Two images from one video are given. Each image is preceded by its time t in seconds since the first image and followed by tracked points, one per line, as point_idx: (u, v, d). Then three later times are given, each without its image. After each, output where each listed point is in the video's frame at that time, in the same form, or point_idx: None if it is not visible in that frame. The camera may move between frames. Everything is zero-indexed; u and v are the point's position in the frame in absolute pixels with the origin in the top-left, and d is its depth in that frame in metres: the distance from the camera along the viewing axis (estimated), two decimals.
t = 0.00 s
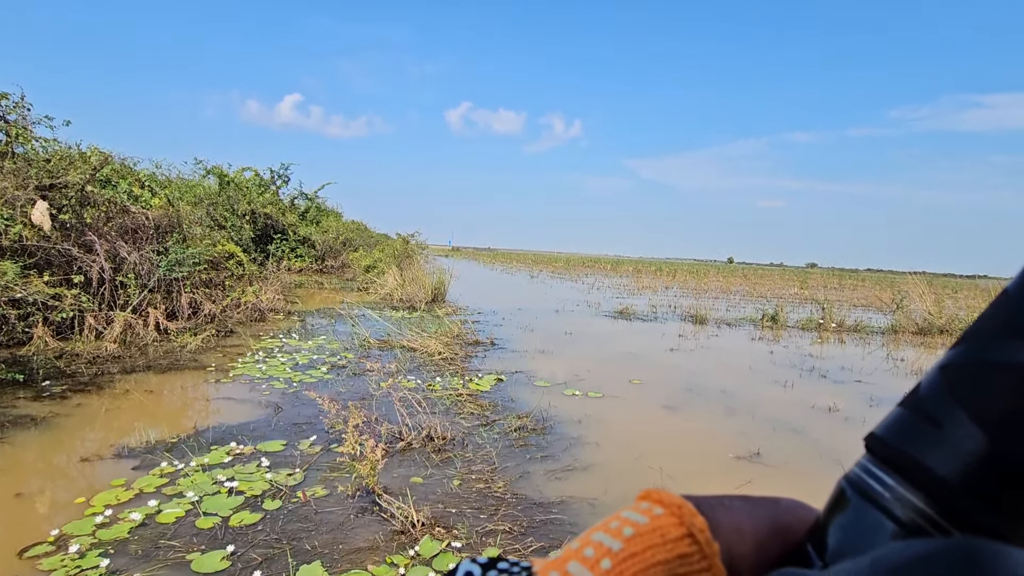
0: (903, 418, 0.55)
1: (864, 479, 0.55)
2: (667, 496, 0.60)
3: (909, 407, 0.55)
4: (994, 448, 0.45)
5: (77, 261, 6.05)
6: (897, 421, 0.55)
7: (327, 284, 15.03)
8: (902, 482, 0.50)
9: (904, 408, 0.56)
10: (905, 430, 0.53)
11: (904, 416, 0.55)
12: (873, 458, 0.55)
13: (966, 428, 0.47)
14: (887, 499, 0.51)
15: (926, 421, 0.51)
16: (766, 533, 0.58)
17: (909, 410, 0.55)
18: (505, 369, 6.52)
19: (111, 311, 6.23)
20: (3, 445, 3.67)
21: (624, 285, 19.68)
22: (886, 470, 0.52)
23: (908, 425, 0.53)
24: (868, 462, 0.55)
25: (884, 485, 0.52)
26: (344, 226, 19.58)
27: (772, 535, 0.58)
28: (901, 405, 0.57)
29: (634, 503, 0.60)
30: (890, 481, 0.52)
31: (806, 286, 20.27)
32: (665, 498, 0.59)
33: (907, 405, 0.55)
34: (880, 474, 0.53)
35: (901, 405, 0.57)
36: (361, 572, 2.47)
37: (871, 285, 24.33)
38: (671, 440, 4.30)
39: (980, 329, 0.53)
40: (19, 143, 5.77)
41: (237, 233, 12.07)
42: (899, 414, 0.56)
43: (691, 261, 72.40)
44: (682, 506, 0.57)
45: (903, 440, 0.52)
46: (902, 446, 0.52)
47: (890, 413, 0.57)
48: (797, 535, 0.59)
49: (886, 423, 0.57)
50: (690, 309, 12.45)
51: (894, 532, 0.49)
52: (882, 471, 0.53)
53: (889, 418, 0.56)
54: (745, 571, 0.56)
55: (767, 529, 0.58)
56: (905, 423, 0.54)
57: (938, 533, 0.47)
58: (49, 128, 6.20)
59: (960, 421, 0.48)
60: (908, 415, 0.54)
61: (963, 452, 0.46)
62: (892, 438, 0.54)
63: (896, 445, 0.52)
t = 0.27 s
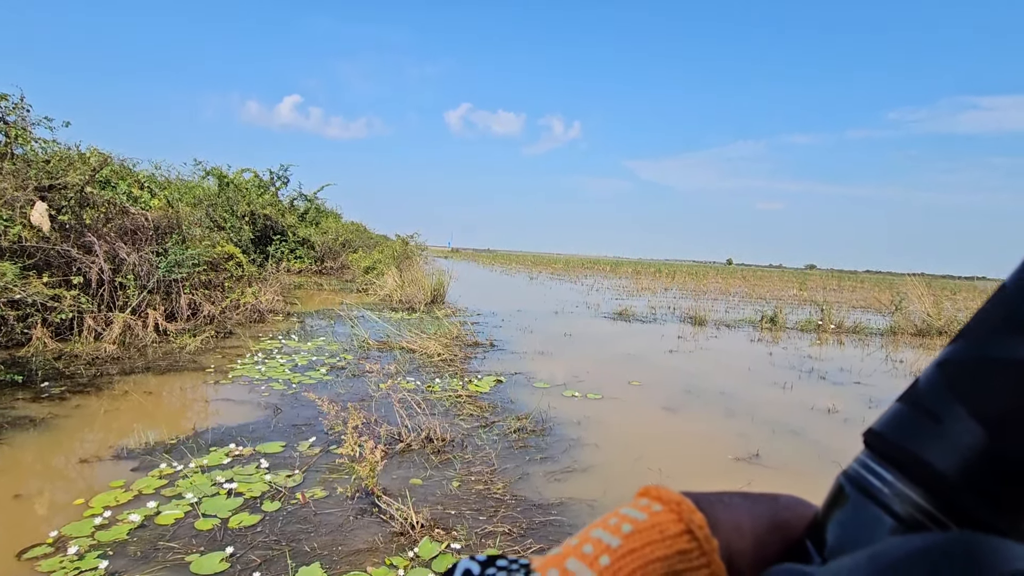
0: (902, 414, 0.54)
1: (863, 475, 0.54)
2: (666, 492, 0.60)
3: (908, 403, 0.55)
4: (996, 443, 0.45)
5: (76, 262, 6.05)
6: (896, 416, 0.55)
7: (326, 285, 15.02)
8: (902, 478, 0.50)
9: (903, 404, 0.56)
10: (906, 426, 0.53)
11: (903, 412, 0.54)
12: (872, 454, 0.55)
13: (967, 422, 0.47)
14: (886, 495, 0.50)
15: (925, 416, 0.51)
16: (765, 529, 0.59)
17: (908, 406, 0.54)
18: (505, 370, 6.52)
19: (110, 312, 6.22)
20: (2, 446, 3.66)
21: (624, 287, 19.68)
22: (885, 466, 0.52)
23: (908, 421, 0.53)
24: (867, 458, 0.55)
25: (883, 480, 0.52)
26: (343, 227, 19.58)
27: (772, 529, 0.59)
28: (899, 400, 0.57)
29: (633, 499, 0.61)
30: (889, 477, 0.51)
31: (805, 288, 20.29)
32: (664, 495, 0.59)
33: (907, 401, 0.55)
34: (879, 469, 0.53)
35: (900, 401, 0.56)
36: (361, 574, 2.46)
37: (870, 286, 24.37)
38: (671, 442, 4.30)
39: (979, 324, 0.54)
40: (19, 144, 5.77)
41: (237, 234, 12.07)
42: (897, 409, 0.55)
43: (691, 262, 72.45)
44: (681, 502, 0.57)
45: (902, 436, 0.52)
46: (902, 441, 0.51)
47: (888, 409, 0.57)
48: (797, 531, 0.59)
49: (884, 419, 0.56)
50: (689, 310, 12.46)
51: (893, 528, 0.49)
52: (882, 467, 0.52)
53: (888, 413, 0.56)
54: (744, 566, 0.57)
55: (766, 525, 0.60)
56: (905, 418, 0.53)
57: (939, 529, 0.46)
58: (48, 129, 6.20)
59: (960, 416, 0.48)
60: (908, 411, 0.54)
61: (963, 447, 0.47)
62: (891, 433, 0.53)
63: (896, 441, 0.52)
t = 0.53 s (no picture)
0: (913, 410, 0.54)
1: (873, 472, 0.54)
2: (670, 488, 0.61)
3: (921, 399, 0.54)
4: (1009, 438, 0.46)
5: (74, 263, 6.04)
6: (908, 412, 0.55)
7: (325, 286, 15.02)
8: (913, 475, 0.50)
9: (914, 400, 0.56)
10: (916, 421, 0.52)
11: (915, 408, 0.54)
12: (883, 450, 0.54)
13: (981, 418, 0.47)
14: (897, 492, 0.50)
15: (937, 411, 0.51)
16: (772, 525, 0.58)
17: (920, 401, 0.54)
18: (504, 371, 6.51)
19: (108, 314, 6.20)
20: None
21: (622, 288, 19.69)
22: (895, 462, 0.52)
23: (919, 416, 0.53)
24: (877, 455, 0.55)
25: (893, 477, 0.51)
26: (342, 229, 19.57)
27: (778, 526, 0.58)
28: (910, 397, 0.57)
29: (637, 495, 0.61)
30: (899, 473, 0.51)
31: (803, 289, 20.34)
32: (669, 491, 0.60)
33: (918, 397, 0.55)
34: (889, 465, 0.52)
35: (911, 397, 0.56)
36: None
37: (868, 288, 24.44)
38: (670, 443, 4.29)
39: (990, 320, 0.54)
40: (17, 145, 5.76)
41: (235, 236, 12.06)
42: (910, 405, 0.55)
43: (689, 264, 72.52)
44: (688, 499, 0.58)
45: (913, 431, 0.52)
46: (912, 437, 0.51)
47: (899, 405, 0.57)
48: (804, 529, 0.58)
49: (896, 415, 0.56)
50: (688, 312, 12.47)
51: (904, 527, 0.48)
52: (891, 463, 0.52)
53: (899, 409, 0.56)
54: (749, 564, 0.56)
55: (773, 522, 0.58)
56: (916, 413, 0.53)
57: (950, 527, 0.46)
58: (46, 130, 6.19)
59: (972, 410, 0.48)
60: (918, 406, 0.54)
61: (975, 443, 0.47)
62: (902, 429, 0.53)
63: (906, 436, 0.52)
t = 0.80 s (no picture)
0: (925, 401, 0.58)
1: (887, 462, 0.58)
2: (679, 479, 0.66)
3: (934, 390, 0.58)
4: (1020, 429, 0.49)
5: (72, 265, 6.04)
6: (921, 404, 0.58)
7: (323, 288, 14.98)
8: (927, 465, 0.53)
9: (927, 391, 0.59)
10: (930, 412, 0.56)
11: (928, 399, 0.57)
12: (896, 441, 0.58)
13: (995, 409, 0.51)
14: (911, 483, 0.54)
15: (951, 403, 0.55)
16: (782, 518, 0.62)
17: (933, 392, 0.58)
18: (502, 373, 6.51)
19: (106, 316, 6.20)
20: None
21: (621, 290, 19.66)
22: (910, 453, 0.55)
23: (932, 408, 0.56)
24: (891, 445, 0.58)
25: (906, 468, 0.55)
26: (340, 231, 19.52)
27: (789, 516, 0.62)
28: (923, 388, 0.60)
29: (646, 487, 0.66)
30: (913, 463, 0.55)
31: (801, 291, 20.33)
32: (677, 483, 0.64)
33: (931, 388, 0.58)
34: (903, 457, 0.56)
35: (924, 388, 0.60)
36: None
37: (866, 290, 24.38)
38: (669, 445, 4.30)
39: (1003, 313, 0.57)
40: (14, 146, 5.75)
41: (233, 237, 12.02)
42: (923, 396, 0.59)
43: (688, 265, 72.55)
44: (696, 491, 0.62)
45: (927, 422, 0.55)
46: (927, 428, 0.55)
47: (912, 397, 0.60)
48: (813, 521, 0.63)
49: (908, 406, 0.60)
50: (686, 314, 12.46)
51: (917, 516, 0.52)
52: (906, 453, 0.56)
53: (912, 401, 0.60)
54: (761, 553, 0.62)
55: (783, 515, 0.62)
56: (929, 405, 0.57)
57: (962, 515, 0.50)
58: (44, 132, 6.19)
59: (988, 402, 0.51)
60: (934, 398, 0.57)
61: (989, 433, 0.50)
62: (915, 419, 0.57)
63: (920, 427, 0.55)
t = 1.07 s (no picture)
0: (928, 395, 0.59)
1: (890, 456, 0.58)
2: (684, 474, 0.66)
3: (936, 384, 0.59)
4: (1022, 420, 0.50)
5: (68, 267, 6.02)
6: (924, 397, 0.59)
7: (321, 290, 14.96)
8: (930, 459, 0.54)
9: (929, 385, 0.60)
10: (933, 405, 0.57)
11: (931, 393, 0.58)
12: (899, 434, 0.59)
13: (997, 400, 0.52)
14: (913, 476, 0.55)
15: (953, 396, 0.56)
16: (788, 512, 0.63)
17: (935, 387, 0.59)
18: (500, 375, 6.50)
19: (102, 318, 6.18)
20: None
21: (619, 292, 19.67)
22: (913, 447, 0.56)
23: (935, 402, 0.57)
24: (894, 439, 0.59)
25: (909, 461, 0.56)
26: (338, 232, 19.51)
27: (795, 509, 0.63)
28: (925, 383, 0.61)
29: (651, 481, 0.66)
30: (915, 457, 0.55)
31: (799, 293, 20.37)
32: (681, 477, 0.64)
33: (933, 383, 0.59)
34: (906, 450, 0.57)
35: (926, 382, 0.61)
36: None
37: (863, 291, 24.44)
38: (667, 446, 4.30)
39: (1004, 307, 0.58)
40: (11, 148, 5.74)
41: (230, 239, 12.00)
42: (925, 391, 0.60)
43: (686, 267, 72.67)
44: (701, 485, 0.62)
45: (930, 416, 0.56)
46: (929, 421, 0.56)
47: (915, 390, 0.61)
48: (819, 514, 0.63)
49: (910, 401, 0.61)
50: (684, 316, 12.47)
51: (921, 507, 0.53)
52: (909, 447, 0.57)
53: (914, 395, 0.60)
54: (768, 548, 0.62)
55: (790, 508, 0.63)
56: (932, 399, 0.58)
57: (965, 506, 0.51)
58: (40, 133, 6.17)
59: (990, 395, 0.52)
60: (936, 392, 0.58)
61: (991, 425, 0.51)
62: (918, 413, 0.57)
63: (923, 420, 0.56)
